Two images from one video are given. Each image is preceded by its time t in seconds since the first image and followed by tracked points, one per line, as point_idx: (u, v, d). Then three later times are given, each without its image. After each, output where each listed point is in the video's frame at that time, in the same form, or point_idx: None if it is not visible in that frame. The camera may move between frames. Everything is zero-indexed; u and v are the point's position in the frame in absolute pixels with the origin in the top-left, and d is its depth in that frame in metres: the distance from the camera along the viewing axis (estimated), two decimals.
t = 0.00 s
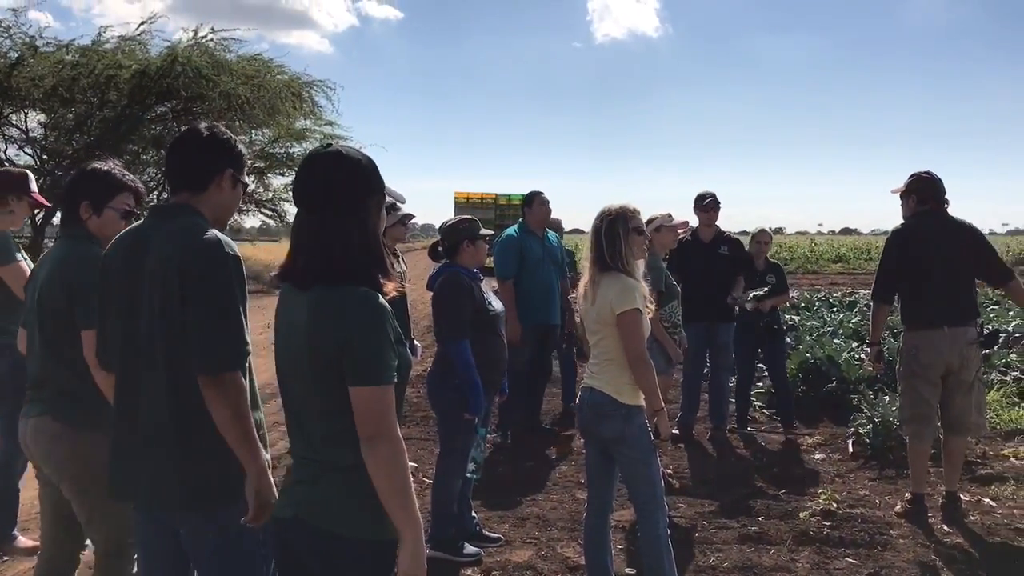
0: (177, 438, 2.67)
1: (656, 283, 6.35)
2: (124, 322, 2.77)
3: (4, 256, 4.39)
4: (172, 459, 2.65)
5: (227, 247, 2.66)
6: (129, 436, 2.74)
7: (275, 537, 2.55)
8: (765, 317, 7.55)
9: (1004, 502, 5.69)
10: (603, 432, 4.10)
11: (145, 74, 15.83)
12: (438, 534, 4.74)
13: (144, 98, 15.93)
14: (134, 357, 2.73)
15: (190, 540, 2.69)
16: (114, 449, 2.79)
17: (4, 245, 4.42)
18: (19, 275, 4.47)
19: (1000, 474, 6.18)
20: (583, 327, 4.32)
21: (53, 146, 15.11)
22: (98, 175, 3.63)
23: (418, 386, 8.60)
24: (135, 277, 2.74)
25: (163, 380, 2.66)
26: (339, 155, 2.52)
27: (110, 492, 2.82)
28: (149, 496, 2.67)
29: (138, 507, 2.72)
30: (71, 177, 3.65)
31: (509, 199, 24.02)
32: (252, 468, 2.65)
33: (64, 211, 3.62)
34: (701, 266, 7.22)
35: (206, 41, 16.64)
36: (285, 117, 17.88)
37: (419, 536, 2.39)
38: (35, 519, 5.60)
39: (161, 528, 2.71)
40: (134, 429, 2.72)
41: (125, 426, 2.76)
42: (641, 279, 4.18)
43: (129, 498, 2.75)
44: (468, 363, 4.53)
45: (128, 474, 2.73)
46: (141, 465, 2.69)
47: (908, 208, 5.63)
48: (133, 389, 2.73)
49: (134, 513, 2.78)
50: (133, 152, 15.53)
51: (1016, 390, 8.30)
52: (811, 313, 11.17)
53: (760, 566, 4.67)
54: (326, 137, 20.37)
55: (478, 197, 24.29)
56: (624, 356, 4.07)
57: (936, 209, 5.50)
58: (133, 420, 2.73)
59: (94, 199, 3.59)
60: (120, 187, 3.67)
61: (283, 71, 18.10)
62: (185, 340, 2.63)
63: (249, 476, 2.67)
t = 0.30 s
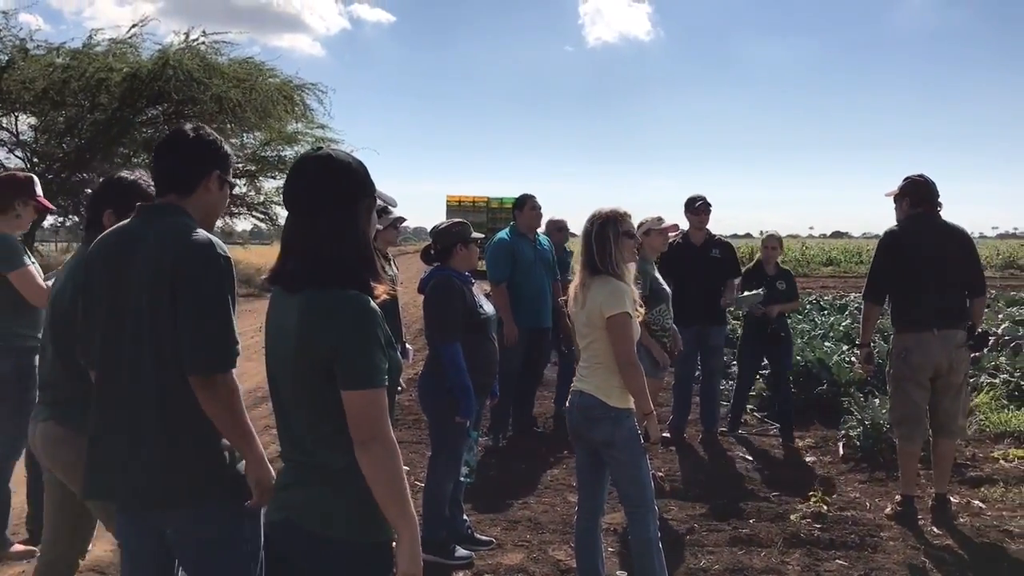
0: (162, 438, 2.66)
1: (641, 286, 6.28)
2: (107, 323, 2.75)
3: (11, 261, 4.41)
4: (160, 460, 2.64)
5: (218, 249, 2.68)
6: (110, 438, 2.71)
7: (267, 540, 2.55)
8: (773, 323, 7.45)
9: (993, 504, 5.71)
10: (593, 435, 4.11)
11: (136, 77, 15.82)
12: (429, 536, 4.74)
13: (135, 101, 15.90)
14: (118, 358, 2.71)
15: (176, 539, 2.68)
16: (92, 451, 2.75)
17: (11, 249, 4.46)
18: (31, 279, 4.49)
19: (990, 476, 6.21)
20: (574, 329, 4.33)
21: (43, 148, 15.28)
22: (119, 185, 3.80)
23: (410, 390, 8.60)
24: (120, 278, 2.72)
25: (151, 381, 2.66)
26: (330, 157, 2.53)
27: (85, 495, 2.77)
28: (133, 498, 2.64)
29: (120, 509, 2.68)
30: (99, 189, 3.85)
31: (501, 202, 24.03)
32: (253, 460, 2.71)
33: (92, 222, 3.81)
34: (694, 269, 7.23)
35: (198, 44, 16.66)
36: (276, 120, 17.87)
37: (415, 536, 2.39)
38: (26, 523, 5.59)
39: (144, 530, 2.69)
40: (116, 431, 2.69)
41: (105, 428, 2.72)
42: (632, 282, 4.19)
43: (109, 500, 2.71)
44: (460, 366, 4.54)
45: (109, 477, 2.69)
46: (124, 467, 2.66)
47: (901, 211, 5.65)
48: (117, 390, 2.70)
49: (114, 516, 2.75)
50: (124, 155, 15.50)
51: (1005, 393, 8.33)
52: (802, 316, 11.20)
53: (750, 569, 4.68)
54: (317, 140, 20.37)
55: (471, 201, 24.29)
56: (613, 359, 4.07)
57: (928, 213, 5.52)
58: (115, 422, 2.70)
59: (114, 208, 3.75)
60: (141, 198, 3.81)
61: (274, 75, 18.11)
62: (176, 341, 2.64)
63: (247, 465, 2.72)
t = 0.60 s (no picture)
0: (141, 441, 2.65)
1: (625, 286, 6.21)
2: (79, 323, 2.72)
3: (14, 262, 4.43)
4: (139, 460, 2.64)
5: (194, 248, 2.68)
6: (86, 439, 2.68)
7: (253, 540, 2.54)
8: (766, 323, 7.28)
9: (979, 505, 5.74)
10: (578, 436, 4.12)
11: (125, 78, 15.79)
12: (417, 538, 4.74)
13: (124, 102, 15.86)
14: (93, 359, 2.69)
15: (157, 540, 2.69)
16: (64, 453, 2.72)
17: (10, 245, 4.49)
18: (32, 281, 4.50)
19: (975, 477, 6.24)
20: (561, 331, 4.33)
21: (31, 148, 15.21)
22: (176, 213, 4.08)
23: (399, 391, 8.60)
24: (94, 279, 2.70)
25: (128, 381, 2.64)
26: (314, 158, 2.53)
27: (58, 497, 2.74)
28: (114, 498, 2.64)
29: (98, 509, 2.67)
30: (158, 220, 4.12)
31: (491, 203, 24.03)
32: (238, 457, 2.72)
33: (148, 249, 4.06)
34: (683, 271, 7.24)
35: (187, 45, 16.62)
36: (265, 121, 17.83)
37: (401, 539, 2.39)
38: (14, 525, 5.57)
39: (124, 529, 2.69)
40: (94, 434, 2.67)
41: (80, 429, 2.70)
42: (618, 284, 4.20)
43: (85, 502, 2.69)
44: (449, 366, 4.54)
45: (86, 478, 2.68)
46: (102, 468, 2.65)
47: (886, 214, 5.69)
48: (93, 391, 2.68)
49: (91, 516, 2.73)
50: (112, 156, 15.45)
51: (991, 394, 8.38)
52: (790, 318, 11.24)
53: (738, 569, 4.70)
54: (307, 141, 20.35)
55: (461, 202, 24.28)
56: (599, 361, 4.08)
57: (913, 216, 5.55)
58: (92, 426, 2.67)
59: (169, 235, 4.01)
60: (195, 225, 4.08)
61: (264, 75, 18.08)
62: (153, 341, 2.63)
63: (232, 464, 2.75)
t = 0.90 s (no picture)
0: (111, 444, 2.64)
1: (608, 285, 6.17)
2: (50, 324, 2.71)
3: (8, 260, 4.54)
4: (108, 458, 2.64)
5: (163, 247, 2.66)
6: (56, 438, 2.68)
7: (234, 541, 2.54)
8: (747, 326, 7.29)
9: (959, 504, 5.79)
10: (562, 437, 4.13)
11: (108, 76, 15.70)
12: (401, 539, 4.74)
13: (107, 100, 15.77)
14: (62, 358, 2.68)
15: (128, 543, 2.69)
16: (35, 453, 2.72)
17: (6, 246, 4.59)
18: (22, 279, 4.60)
19: (956, 477, 6.29)
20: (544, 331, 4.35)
21: (12, 147, 14.95)
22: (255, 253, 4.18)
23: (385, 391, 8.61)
24: (65, 279, 2.69)
25: (97, 380, 2.64)
26: (293, 158, 2.52)
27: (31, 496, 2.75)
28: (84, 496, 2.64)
29: (69, 509, 2.67)
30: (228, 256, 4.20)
31: (477, 204, 24.05)
32: (193, 463, 2.67)
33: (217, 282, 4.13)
34: (666, 273, 7.27)
35: (170, 43, 16.55)
36: (250, 121, 17.78)
37: (384, 539, 2.40)
38: None
39: (95, 528, 2.68)
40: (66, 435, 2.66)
41: (50, 429, 2.69)
42: (601, 285, 4.21)
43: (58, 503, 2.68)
44: (432, 367, 4.54)
45: (55, 476, 2.67)
46: (73, 467, 2.65)
47: (865, 217, 5.72)
48: (62, 391, 2.68)
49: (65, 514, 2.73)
50: (95, 155, 15.35)
51: (972, 395, 8.44)
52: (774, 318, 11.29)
53: (720, 568, 4.72)
54: (292, 141, 20.30)
55: (446, 202, 24.25)
56: (583, 360, 4.09)
57: (892, 217, 5.59)
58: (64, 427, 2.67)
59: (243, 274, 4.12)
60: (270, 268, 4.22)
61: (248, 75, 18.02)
62: (121, 340, 2.62)
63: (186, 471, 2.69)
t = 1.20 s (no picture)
0: (104, 446, 2.63)
1: (589, 285, 6.26)
2: (46, 323, 2.70)
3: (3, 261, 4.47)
4: (99, 461, 2.63)
5: (157, 253, 2.62)
6: (52, 440, 2.68)
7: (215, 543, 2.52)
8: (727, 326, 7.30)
9: (937, 502, 5.83)
10: (543, 437, 4.13)
11: (86, 74, 15.57)
12: (382, 539, 4.73)
13: (85, 99, 15.64)
14: (57, 360, 2.67)
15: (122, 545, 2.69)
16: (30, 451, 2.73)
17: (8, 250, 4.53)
18: (14, 281, 4.53)
19: (933, 476, 6.34)
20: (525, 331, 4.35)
21: None
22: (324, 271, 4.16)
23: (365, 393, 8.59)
24: (62, 280, 2.67)
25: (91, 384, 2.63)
26: (270, 157, 2.51)
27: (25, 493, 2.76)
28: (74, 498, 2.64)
29: (61, 509, 2.68)
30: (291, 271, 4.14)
31: (458, 204, 24.06)
32: (179, 474, 2.60)
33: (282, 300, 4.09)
34: (644, 273, 7.29)
35: (150, 41, 16.43)
36: (229, 120, 17.69)
37: (365, 540, 2.39)
38: None
39: (89, 528, 2.69)
40: (64, 436, 2.66)
41: (44, 430, 2.69)
42: (583, 284, 4.22)
43: (54, 503, 2.69)
44: (414, 367, 4.54)
45: (49, 477, 2.68)
46: (66, 468, 2.65)
47: (838, 220, 5.76)
48: (56, 392, 2.67)
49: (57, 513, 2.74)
50: (73, 153, 15.22)
51: (949, 394, 8.51)
52: (754, 318, 11.34)
53: (701, 567, 4.73)
54: (272, 140, 20.22)
55: (427, 202, 24.20)
56: (565, 361, 4.10)
57: (867, 217, 5.64)
58: (61, 428, 2.66)
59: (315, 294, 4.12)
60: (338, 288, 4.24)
61: (228, 73, 17.93)
62: (113, 345, 2.59)
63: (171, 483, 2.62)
